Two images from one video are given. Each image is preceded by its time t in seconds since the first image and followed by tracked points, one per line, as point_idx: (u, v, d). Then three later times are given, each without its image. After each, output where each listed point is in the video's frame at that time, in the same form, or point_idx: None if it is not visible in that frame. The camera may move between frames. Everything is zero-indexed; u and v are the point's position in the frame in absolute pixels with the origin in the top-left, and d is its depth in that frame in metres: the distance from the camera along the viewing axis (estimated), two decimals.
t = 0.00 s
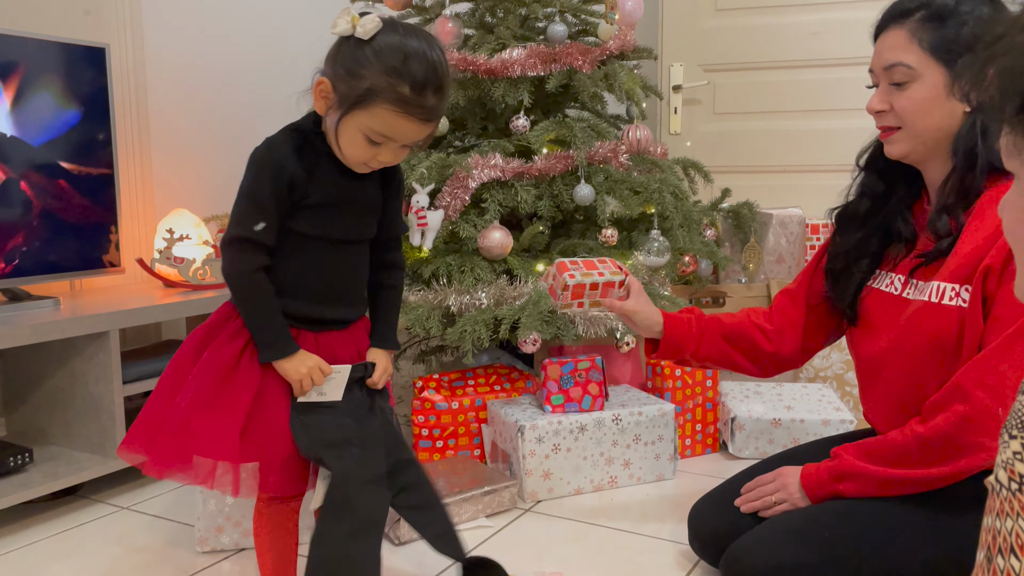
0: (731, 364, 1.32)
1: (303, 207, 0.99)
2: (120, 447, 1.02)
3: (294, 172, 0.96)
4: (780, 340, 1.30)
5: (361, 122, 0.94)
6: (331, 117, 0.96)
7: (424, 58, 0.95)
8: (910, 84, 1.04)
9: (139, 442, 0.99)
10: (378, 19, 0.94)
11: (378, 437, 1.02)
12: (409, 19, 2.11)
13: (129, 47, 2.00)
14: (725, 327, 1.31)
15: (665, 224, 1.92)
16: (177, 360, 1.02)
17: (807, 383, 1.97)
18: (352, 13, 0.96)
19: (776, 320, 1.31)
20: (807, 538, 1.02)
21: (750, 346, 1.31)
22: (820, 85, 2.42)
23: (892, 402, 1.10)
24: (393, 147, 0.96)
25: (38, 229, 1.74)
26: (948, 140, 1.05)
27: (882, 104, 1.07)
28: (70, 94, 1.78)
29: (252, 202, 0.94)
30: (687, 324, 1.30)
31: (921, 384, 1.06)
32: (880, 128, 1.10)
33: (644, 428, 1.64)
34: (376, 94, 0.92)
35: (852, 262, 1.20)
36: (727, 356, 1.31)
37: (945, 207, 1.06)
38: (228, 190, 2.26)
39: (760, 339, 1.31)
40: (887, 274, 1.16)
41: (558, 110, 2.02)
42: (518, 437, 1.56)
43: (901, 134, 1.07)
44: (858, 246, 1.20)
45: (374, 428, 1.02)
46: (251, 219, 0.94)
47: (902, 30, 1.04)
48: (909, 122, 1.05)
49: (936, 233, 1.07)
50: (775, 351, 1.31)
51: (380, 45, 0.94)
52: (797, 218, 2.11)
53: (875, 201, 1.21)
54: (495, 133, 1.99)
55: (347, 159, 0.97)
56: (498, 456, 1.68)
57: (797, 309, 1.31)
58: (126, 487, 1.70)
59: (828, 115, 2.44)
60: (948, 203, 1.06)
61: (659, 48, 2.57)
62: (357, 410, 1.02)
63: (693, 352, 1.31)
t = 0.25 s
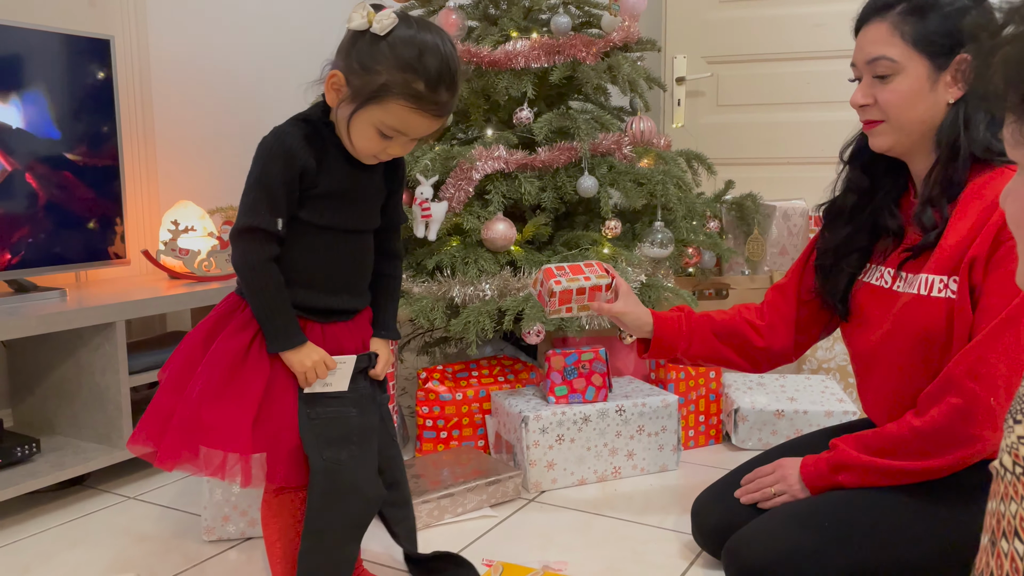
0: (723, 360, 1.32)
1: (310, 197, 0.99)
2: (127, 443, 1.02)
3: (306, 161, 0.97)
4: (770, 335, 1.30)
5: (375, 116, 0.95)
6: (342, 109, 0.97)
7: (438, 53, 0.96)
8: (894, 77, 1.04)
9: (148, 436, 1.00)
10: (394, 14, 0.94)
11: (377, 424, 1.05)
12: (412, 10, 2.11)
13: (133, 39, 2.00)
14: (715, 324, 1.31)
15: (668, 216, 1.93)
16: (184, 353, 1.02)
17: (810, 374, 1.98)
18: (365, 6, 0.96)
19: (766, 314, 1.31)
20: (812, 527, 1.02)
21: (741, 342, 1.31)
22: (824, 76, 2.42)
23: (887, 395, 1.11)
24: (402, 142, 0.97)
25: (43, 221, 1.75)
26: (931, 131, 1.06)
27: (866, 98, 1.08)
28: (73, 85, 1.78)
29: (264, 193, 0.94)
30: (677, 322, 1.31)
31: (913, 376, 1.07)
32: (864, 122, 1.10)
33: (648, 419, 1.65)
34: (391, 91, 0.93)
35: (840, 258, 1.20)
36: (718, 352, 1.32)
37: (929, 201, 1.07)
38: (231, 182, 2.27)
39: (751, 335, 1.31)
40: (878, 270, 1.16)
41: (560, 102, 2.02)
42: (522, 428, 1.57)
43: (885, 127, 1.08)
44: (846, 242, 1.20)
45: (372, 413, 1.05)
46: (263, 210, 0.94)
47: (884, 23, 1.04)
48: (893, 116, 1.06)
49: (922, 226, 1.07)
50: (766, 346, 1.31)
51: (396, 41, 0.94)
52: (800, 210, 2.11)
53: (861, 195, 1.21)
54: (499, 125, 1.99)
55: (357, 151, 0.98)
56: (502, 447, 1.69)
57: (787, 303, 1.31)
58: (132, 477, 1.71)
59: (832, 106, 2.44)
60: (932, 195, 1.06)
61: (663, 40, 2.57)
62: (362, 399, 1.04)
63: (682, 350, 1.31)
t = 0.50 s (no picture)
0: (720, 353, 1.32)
1: (310, 191, 0.99)
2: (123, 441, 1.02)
3: (305, 156, 0.97)
4: (767, 329, 1.31)
5: (374, 113, 0.95)
6: (341, 107, 0.97)
7: (437, 51, 0.96)
8: (893, 75, 1.04)
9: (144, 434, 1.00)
10: (393, 12, 0.94)
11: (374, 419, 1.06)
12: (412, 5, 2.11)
13: (133, 34, 2.00)
14: (714, 317, 1.31)
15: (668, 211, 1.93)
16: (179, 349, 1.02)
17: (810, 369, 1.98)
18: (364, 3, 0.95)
19: (763, 308, 1.32)
20: (810, 521, 1.03)
21: (739, 335, 1.32)
22: (824, 71, 2.42)
23: (887, 390, 1.11)
24: (401, 138, 0.98)
25: (44, 216, 1.75)
26: (931, 129, 1.06)
27: (865, 96, 1.08)
28: (74, 81, 1.78)
29: (263, 188, 0.94)
30: (677, 315, 1.30)
31: (913, 371, 1.07)
32: (863, 120, 1.11)
33: (648, 414, 1.65)
34: (390, 88, 0.93)
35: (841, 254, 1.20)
36: (715, 345, 1.32)
37: (929, 197, 1.07)
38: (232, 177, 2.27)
39: (749, 328, 1.31)
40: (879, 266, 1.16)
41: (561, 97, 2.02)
42: (523, 422, 1.57)
43: (885, 125, 1.08)
44: (847, 239, 1.20)
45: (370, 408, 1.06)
46: (264, 205, 0.95)
47: (881, 21, 1.04)
48: (892, 113, 1.06)
49: (922, 223, 1.07)
50: (764, 340, 1.31)
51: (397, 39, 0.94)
52: (800, 205, 2.11)
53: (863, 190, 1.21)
54: (499, 120, 1.99)
55: (356, 147, 0.99)
56: (502, 441, 1.70)
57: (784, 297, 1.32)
58: (133, 472, 1.72)
59: (833, 101, 2.44)
60: (932, 192, 1.06)
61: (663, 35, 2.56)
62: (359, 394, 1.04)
63: (682, 343, 1.31)
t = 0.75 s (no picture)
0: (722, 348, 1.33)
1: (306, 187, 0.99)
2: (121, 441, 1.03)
3: (300, 153, 0.97)
4: (770, 325, 1.31)
5: (381, 103, 0.96)
6: (343, 105, 0.97)
7: (422, 23, 0.96)
8: (896, 72, 1.04)
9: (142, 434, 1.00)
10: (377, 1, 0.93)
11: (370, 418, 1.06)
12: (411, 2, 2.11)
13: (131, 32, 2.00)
14: (716, 311, 1.32)
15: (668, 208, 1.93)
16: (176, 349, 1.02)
17: (808, 366, 1.98)
18: None
19: (767, 305, 1.32)
20: (808, 519, 1.03)
21: (741, 331, 1.32)
22: (824, 68, 2.42)
23: (885, 387, 1.11)
24: (408, 116, 1.00)
25: (43, 214, 1.75)
26: (933, 128, 1.06)
27: (868, 92, 1.08)
28: (73, 78, 1.78)
29: (258, 184, 0.94)
30: (679, 308, 1.31)
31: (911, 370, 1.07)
32: (867, 119, 1.11)
33: (646, 411, 1.65)
34: (395, 76, 0.94)
35: (843, 251, 1.20)
36: (717, 340, 1.32)
37: (930, 196, 1.07)
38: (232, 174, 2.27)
39: (751, 325, 1.31)
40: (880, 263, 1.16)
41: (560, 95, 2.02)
42: (521, 420, 1.58)
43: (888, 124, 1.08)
44: (848, 236, 1.20)
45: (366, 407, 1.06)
46: (258, 202, 0.95)
47: (884, 18, 1.04)
48: (894, 112, 1.06)
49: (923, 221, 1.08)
50: (766, 336, 1.31)
51: (386, 26, 0.94)
52: (799, 202, 2.11)
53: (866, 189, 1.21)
54: (498, 117, 1.99)
55: (366, 138, 1.00)
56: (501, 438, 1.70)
57: (787, 294, 1.32)
58: (133, 469, 1.72)
59: (832, 99, 2.44)
60: (933, 190, 1.07)
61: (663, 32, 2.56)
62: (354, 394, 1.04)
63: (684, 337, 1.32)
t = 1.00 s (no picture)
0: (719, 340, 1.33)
1: (302, 184, 1.00)
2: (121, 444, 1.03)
3: (294, 150, 0.97)
4: (767, 320, 1.32)
5: (379, 87, 0.97)
6: (341, 95, 0.98)
7: (405, 6, 0.98)
8: (902, 61, 1.05)
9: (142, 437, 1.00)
10: None
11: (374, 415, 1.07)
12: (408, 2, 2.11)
13: (128, 31, 2.00)
14: (715, 303, 1.32)
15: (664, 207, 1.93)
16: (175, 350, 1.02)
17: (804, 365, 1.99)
18: None
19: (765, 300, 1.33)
20: (803, 517, 1.04)
21: (739, 325, 1.32)
22: (820, 68, 2.43)
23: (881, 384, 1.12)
24: (404, 98, 1.01)
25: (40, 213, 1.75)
26: (933, 123, 1.07)
27: (872, 81, 1.08)
28: (70, 77, 1.78)
29: (253, 183, 0.95)
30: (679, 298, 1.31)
31: (906, 367, 1.08)
32: (868, 107, 1.11)
33: (643, 409, 1.66)
34: (391, 58, 0.96)
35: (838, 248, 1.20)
36: (714, 333, 1.33)
37: (927, 192, 1.08)
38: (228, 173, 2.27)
39: (749, 319, 1.32)
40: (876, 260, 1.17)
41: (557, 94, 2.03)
42: (518, 418, 1.58)
43: (890, 114, 1.08)
44: (844, 231, 1.20)
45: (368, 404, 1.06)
46: (254, 201, 0.95)
47: (897, 7, 1.04)
48: (897, 102, 1.06)
49: (918, 217, 1.08)
50: (764, 330, 1.32)
51: (375, 9, 0.96)
52: (795, 201, 2.12)
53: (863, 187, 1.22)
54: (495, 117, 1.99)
55: (366, 126, 1.01)
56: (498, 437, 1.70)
57: (786, 291, 1.32)
58: (130, 468, 1.72)
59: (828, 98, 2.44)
60: (932, 187, 1.07)
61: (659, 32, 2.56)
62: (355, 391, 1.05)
63: (682, 327, 1.32)
